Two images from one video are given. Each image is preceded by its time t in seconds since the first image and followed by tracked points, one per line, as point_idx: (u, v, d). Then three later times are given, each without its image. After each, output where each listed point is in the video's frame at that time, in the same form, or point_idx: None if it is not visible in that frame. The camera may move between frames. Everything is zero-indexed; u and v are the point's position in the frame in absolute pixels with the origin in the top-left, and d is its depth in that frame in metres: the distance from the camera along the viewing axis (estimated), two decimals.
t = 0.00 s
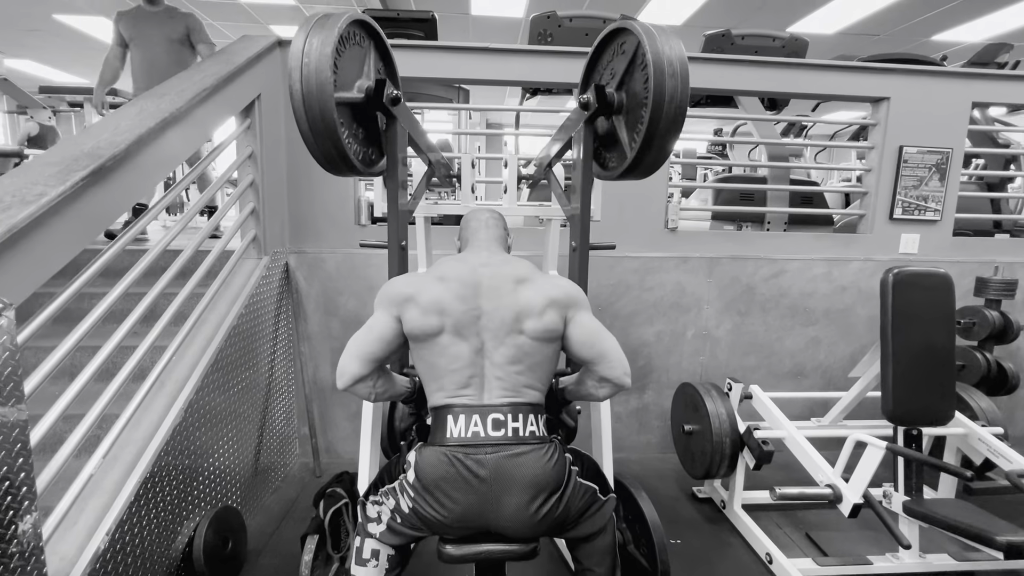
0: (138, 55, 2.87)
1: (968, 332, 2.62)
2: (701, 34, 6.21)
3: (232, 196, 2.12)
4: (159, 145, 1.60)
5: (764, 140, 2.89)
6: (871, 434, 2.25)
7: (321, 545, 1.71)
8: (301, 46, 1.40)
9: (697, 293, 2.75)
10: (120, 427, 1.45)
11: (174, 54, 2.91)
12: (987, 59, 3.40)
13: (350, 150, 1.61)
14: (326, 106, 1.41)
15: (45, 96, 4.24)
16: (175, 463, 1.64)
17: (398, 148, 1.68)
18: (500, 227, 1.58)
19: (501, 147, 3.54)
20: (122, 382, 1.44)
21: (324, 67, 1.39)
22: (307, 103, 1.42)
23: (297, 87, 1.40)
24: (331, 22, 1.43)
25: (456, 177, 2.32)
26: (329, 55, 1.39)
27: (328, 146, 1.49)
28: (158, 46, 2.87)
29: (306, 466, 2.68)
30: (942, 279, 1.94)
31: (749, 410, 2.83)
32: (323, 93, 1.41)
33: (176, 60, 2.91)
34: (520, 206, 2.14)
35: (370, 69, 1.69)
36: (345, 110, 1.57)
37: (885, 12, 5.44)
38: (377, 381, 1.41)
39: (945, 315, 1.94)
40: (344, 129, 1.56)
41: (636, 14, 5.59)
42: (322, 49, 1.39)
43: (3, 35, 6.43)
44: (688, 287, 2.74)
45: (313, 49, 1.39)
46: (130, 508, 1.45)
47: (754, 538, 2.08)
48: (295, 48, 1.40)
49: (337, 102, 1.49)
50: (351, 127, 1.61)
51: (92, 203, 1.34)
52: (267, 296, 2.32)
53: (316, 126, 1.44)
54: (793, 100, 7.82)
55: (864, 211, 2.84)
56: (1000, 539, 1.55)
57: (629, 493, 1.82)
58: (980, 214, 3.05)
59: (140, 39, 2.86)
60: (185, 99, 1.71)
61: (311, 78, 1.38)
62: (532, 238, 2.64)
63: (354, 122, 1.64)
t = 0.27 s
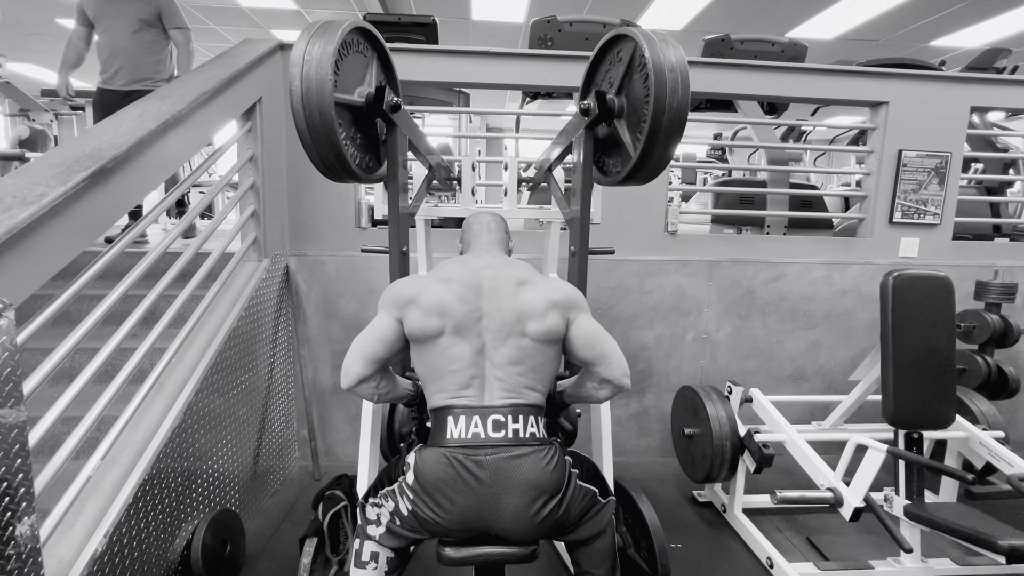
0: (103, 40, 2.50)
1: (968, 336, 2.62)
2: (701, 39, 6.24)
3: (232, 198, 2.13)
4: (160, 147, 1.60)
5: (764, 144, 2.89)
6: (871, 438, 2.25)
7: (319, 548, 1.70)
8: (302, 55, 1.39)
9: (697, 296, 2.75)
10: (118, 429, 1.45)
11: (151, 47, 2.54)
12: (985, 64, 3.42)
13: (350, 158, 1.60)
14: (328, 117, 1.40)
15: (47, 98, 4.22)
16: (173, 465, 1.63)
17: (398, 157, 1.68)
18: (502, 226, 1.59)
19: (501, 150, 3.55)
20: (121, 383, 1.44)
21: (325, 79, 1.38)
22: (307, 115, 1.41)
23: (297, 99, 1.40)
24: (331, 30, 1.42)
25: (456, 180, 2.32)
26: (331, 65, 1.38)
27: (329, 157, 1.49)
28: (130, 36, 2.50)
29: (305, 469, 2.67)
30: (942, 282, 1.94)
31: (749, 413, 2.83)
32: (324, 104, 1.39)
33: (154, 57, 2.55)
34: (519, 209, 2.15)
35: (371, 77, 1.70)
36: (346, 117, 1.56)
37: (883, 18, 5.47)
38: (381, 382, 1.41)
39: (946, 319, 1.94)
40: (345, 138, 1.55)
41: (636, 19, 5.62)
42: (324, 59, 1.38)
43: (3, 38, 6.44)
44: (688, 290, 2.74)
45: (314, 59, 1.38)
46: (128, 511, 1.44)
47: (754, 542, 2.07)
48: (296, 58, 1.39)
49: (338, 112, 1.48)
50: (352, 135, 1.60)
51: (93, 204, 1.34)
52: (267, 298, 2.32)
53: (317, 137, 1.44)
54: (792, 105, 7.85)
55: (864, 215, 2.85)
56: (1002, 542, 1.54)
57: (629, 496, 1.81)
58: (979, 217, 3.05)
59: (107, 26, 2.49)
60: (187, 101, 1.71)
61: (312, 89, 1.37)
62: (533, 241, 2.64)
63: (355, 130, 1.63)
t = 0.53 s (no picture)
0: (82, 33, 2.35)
1: (968, 339, 2.62)
2: (701, 43, 6.26)
3: (232, 200, 2.12)
4: (161, 148, 1.60)
5: (763, 147, 2.90)
6: (872, 440, 2.24)
7: (319, 548, 1.69)
8: (298, 104, 1.40)
9: (698, 298, 2.75)
10: (117, 429, 1.44)
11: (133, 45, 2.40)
12: (984, 68, 3.44)
13: (349, 200, 1.61)
14: (325, 165, 1.41)
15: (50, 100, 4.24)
16: (172, 466, 1.63)
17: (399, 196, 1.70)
18: (502, 224, 1.61)
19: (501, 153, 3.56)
20: (119, 385, 1.43)
21: (321, 128, 1.39)
22: (305, 164, 1.42)
23: (294, 148, 1.40)
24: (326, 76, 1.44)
25: (456, 182, 2.33)
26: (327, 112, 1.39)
27: (327, 202, 1.50)
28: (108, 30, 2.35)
29: (304, 472, 2.66)
30: (943, 283, 1.94)
31: (749, 415, 2.82)
32: (321, 153, 1.40)
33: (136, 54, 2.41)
34: (520, 209, 2.16)
35: (370, 117, 1.72)
36: (344, 160, 1.57)
37: (883, 23, 5.50)
38: (405, 386, 1.53)
39: (947, 320, 1.94)
40: (343, 180, 1.56)
41: (636, 23, 5.65)
42: (320, 108, 1.39)
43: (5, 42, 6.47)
44: (688, 292, 2.74)
45: (310, 109, 1.40)
46: (127, 511, 1.43)
47: (755, 545, 2.06)
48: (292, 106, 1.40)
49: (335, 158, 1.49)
50: (350, 177, 1.62)
51: (93, 203, 1.34)
52: (267, 300, 2.32)
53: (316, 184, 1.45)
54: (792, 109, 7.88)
55: (864, 218, 2.85)
56: (1004, 545, 1.54)
57: (630, 497, 1.80)
58: (979, 220, 3.06)
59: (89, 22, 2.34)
60: (189, 102, 1.72)
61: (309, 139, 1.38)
62: (533, 242, 2.64)
63: (354, 171, 1.65)
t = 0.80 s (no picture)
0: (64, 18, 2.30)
1: (969, 340, 2.61)
2: (701, 46, 6.28)
3: (232, 200, 2.12)
4: (162, 145, 1.61)
5: (763, 148, 2.91)
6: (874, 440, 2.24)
7: (318, 546, 1.69)
8: (299, 155, 1.43)
9: (698, 299, 2.75)
10: (116, 426, 1.44)
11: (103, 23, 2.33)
12: (983, 71, 3.45)
13: (355, 232, 1.68)
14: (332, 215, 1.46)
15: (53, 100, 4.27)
16: (171, 463, 1.62)
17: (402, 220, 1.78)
18: (503, 222, 1.62)
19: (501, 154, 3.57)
20: (117, 383, 1.42)
21: (325, 180, 1.43)
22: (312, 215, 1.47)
23: (301, 201, 1.45)
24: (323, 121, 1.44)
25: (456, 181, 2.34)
26: (328, 162, 1.43)
27: (336, 242, 1.58)
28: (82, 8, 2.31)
29: (303, 472, 2.66)
30: (943, 282, 1.94)
31: (750, 416, 2.81)
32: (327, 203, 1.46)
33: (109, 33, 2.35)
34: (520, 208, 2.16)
35: (368, 143, 1.74)
36: (347, 195, 1.62)
37: (882, 26, 5.52)
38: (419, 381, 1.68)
39: (947, 319, 1.94)
40: (347, 217, 1.62)
41: (636, 26, 5.68)
42: (321, 160, 1.42)
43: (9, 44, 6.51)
44: (688, 292, 2.74)
45: (311, 160, 1.42)
46: (125, 508, 1.43)
47: (756, 545, 2.05)
48: (294, 158, 1.43)
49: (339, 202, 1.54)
50: (353, 210, 1.67)
51: (94, 199, 1.34)
52: (267, 299, 2.32)
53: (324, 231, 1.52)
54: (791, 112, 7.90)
55: (864, 219, 2.85)
56: (1006, 544, 1.53)
57: (630, 496, 1.80)
58: (979, 222, 3.06)
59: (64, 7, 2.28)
60: (190, 99, 1.72)
61: (313, 192, 1.42)
62: (534, 242, 2.64)
63: (356, 202, 1.70)
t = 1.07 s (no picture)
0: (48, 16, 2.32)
1: (969, 341, 2.61)
2: (701, 48, 6.29)
3: (231, 200, 2.11)
4: (163, 142, 1.61)
5: (763, 149, 2.91)
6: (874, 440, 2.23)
7: (316, 546, 1.68)
8: (303, 179, 1.43)
9: (698, 299, 2.75)
10: (114, 424, 1.43)
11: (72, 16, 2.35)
12: (982, 73, 3.46)
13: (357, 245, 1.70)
14: (338, 239, 1.48)
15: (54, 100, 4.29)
16: (170, 462, 1.62)
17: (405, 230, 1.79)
18: (504, 222, 1.63)
19: (502, 155, 3.57)
20: (116, 380, 1.41)
21: (329, 207, 1.44)
22: (320, 241, 1.50)
23: (308, 229, 1.47)
24: (323, 144, 1.44)
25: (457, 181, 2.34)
26: (331, 187, 1.43)
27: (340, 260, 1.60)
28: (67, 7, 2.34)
29: (302, 472, 2.65)
30: (944, 283, 1.94)
31: (750, 417, 2.81)
32: (333, 229, 1.48)
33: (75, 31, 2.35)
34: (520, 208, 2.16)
35: (367, 152, 1.74)
36: (349, 211, 1.63)
37: (881, 29, 5.54)
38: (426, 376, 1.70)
39: (947, 319, 1.93)
40: (350, 233, 1.64)
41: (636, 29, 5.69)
42: (323, 184, 1.42)
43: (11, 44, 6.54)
44: (688, 293, 2.74)
45: (315, 187, 1.43)
46: (123, 506, 1.42)
47: (756, 546, 2.04)
48: (298, 182, 1.44)
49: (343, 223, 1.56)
50: (355, 224, 1.68)
51: (94, 195, 1.34)
52: (267, 298, 2.31)
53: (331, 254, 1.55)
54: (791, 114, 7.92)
55: (864, 220, 2.86)
56: (1006, 544, 1.52)
57: (630, 495, 1.79)
58: (979, 223, 3.07)
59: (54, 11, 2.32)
60: (191, 98, 1.72)
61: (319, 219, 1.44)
62: (534, 242, 2.64)
63: (358, 215, 1.71)
